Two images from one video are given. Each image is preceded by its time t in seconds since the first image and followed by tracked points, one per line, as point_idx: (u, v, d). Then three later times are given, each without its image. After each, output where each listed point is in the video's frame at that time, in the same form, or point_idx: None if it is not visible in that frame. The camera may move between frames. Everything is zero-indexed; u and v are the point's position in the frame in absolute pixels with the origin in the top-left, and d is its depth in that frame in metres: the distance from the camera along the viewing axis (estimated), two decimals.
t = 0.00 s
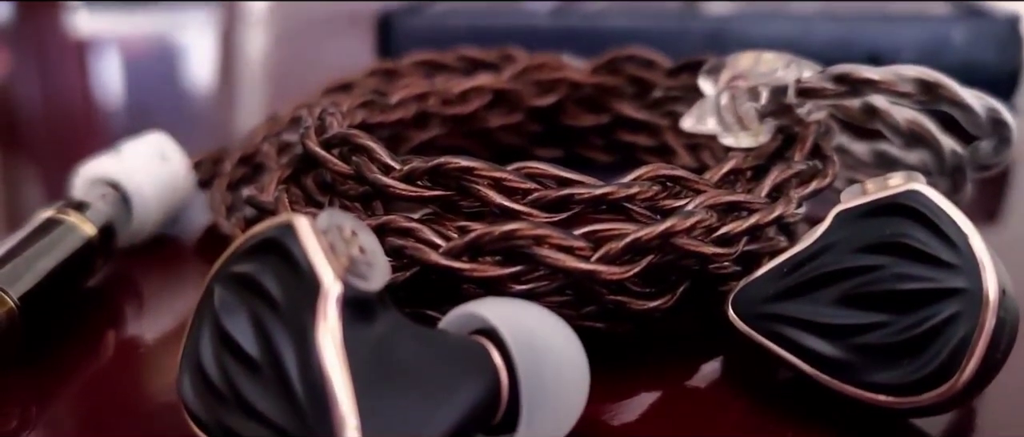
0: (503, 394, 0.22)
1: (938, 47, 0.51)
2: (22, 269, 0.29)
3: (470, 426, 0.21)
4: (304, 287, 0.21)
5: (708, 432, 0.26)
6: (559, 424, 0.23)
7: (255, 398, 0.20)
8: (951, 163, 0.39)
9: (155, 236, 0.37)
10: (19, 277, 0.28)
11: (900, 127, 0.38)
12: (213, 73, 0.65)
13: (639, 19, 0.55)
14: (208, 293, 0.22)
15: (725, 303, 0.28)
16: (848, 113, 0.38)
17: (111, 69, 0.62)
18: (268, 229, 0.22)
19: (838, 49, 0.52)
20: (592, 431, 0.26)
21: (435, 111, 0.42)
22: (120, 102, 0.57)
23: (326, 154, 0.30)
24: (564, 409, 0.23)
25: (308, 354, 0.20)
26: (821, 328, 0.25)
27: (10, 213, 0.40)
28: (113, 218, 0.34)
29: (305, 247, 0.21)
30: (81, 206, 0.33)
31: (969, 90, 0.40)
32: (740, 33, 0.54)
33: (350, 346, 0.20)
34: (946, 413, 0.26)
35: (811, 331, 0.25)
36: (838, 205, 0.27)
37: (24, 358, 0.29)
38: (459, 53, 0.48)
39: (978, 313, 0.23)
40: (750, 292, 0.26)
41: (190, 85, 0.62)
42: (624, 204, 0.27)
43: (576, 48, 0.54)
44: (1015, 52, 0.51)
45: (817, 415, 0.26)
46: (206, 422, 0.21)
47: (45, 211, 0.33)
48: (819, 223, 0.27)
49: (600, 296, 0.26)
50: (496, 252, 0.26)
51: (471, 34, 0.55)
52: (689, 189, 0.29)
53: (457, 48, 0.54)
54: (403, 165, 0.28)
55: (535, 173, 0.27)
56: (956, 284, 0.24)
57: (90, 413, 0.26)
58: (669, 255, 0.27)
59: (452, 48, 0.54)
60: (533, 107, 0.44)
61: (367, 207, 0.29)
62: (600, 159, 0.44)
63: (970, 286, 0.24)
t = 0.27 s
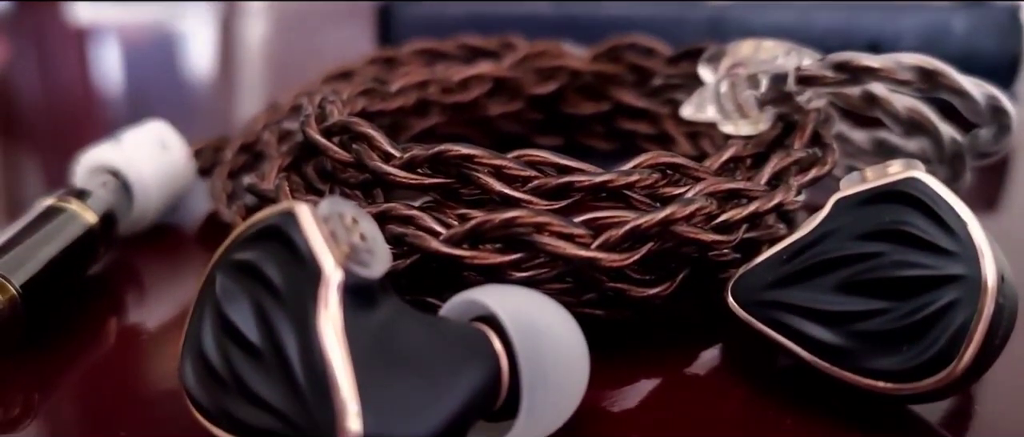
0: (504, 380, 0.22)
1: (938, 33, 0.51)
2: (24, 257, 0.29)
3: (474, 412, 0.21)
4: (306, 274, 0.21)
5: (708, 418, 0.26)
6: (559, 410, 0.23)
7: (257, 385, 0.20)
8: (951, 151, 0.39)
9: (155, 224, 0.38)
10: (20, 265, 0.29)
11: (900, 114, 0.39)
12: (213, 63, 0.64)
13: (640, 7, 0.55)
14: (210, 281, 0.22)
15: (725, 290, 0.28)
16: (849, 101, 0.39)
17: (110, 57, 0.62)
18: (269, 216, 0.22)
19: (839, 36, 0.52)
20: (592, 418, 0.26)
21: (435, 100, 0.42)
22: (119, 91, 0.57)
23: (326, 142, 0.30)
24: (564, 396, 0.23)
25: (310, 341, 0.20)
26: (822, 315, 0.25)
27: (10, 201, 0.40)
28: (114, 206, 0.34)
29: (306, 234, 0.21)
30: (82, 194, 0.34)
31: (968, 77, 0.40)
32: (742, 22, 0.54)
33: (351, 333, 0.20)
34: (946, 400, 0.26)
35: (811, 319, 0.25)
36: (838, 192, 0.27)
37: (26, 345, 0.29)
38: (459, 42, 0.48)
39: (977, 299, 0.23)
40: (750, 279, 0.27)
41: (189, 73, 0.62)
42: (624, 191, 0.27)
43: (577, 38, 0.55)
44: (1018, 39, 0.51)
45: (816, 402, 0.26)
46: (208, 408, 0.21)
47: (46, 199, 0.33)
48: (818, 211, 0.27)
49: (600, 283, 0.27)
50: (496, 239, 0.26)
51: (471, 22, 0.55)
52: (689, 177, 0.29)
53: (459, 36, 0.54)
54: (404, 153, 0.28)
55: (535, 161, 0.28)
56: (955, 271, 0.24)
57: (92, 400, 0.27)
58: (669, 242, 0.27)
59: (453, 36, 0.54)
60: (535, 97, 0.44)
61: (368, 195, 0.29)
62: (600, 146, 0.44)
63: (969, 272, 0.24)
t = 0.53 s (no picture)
0: (504, 365, 0.23)
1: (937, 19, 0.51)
2: (24, 243, 0.29)
3: (474, 396, 0.21)
4: (306, 260, 0.21)
5: (707, 403, 0.26)
6: (559, 395, 0.23)
7: (258, 370, 0.21)
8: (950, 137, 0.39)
9: (155, 210, 0.38)
10: (21, 251, 0.29)
11: (898, 100, 0.39)
12: (212, 50, 0.64)
13: None
14: (210, 266, 0.22)
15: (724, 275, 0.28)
16: (847, 86, 0.39)
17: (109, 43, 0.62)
18: (268, 202, 0.22)
19: (838, 23, 0.52)
20: (592, 403, 0.26)
21: (434, 86, 0.42)
22: (117, 78, 0.57)
23: (326, 128, 0.30)
24: (564, 381, 0.23)
25: (310, 326, 0.20)
26: (819, 301, 0.25)
27: (10, 188, 0.40)
28: (114, 193, 0.34)
29: (306, 220, 0.21)
30: (83, 180, 0.34)
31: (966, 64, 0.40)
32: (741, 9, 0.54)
33: (351, 318, 0.20)
34: (943, 385, 0.26)
35: (809, 304, 0.25)
36: (837, 178, 0.27)
37: (26, 330, 0.29)
38: (458, 29, 0.48)
39: (975, 284, 0.23)
40: (748, 265, 0.27)
41: (188, 60, 0.62)
42: (623, 178, 0.27)
43: (576, 25, 0.55)
44: (1017, 26, 0.51)
45: (814, 387, 0.27)
46: (209, 393, 0.21)
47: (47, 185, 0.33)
48: (816, 197, 0.27)
49: (599, 269, 0.27)
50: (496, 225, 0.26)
51: (470, 9, 0.55)
52: (688, 163, 0.29)
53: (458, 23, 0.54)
54: (403, 139, 0.28)
55: (534, 146, 0.28)
56: (953, 256, 0.24)
57: (93, 385, 0.27)
58: (668, 228, 0.27)
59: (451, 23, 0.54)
60: (534, 83, 0.44)
61: (368, 181, 0.29)
62: (599, 132, 0.44)
63: (966, 258, 0.24)
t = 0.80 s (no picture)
0: (503, 351, 0.23)
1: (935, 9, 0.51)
2: (25, 232, 0.29)
3: (473, 382, 0.21)
4: (306, 248, 0.21)
5: (705, 390, 0.26)
6: (558, 381, 0.23)
7: (258, 357, 0.21)
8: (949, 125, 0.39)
9: (154, 199, 0.38)
10: (21, 239, 0.29)
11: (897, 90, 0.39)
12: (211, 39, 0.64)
13: None
14: (210, 254, 0.23)
15: (722, 263, 0.28)
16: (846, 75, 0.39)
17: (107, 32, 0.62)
18: (268, 190, 0.22)
19: (836, 12, 0.52)
20: (591, 390, 0.26)
21: (433, 76, 0.42)
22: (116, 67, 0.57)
23: (325, 116, 0.30)
24: (562, 367, 0.23)
25: (310, 315, 0.20)
26: (818, 288, 0.25)
27: (10, 177, 0.40)
28: (114, 181, 0.34)
29: (306, 208, 0.21)
30: (82, 169, 0.34)
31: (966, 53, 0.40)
32: None
33: (351, 306, 0.21)
34: (941, 371, 0.27)
35: (807, 291, 0.25)
36: (835, 166, 0.27)
37: (27, 318, 0.29)
38: (456, 18, 0.48)
39: (972, 271, 0.23)
40: (746, 253, 0.27)
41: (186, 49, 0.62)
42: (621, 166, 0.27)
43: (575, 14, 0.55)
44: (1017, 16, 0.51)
45: (811, 374, 0.27)
46: (209, 380, 0.21)
47: (46, 174, 0.34)
48: (814, 185, 0.27)
49: (597, 257, 0.27)
50: (495, 213, 0.26)
51: None
52: (687, 151, 0.29)
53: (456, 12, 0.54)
54: (402, 127, 0.28)
55: (532, 134, 0.28)
56: (950, 244, 0.24)
57: (92, 373, 0.27)
58: (666, 216, 0.27)
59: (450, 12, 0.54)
60: (533, 72, 0.44)
61: (367, 170, 0.29)
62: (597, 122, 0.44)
63: (965, 245, 0.24)
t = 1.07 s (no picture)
0: (504, 341, 0.23)
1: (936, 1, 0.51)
2: (27, 222, 0.29)
3: (474, 372, 0.21)
4: (308, 239, 0.21)
5: (705, 380, 0.26)
6: (558, 371, 0.23)
7: (259, 346, 0.21)
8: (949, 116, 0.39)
9: (155, 190, 0.38)
10: (22, 230, 0.29)
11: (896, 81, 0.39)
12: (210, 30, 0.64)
13: None
14: (212, 244, 0.23)
15: (722, 253, 0.28)
16: (846, 66, 0.39)
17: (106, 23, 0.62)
18: (271, 180, 0.22)
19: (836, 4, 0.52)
20: (592, 381, 0.26)
21: (433, 67, 0.42)
22: (115, 59, 0.57)
23: (326, 108, 0.30)
24: (562, 357, 0.23)
25: (313, 305, 0.20)
26: (818, 278, 0.25)
27: (10, 169, 0.40)
28: (115, 172, 0.34)
29: (308, 198, 0.21)
30: (83, 160, 0.34)
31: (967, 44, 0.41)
32: None
33: (353, 296, 0.21)
34: (940, 362, 0.27)
35: (807, 282, 0.25)
36: (835, 157, 0.27)
37: (29, 309, 0.29)
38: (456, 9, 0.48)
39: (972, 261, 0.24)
40: (746, 244, 0.27)
41: (186, 40, 0.62)
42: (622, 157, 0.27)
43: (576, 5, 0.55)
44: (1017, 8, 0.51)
45: (810, 364, 0.27)
46: (210, 369, 0.21)
47: (47, 165, 0.34)
48: (815, 175, 0.27)
49: (598, 247, 0.27)
50: (496, 204, 0.26)
51: None
52: (687, 142, 0.29)
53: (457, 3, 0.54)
54: (403, 118, 0.28)
55: (534, 125, 0.28)
56: (950, 234, 0.24)
57: (94, 363, 0.27)
58: (667, 207, 0.27)
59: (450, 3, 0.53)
60: (533, 63, 0.44)
61: (367, 160, 0.30)
62: (598, 113, 0.44)
63: (965, 235, 0.24)
